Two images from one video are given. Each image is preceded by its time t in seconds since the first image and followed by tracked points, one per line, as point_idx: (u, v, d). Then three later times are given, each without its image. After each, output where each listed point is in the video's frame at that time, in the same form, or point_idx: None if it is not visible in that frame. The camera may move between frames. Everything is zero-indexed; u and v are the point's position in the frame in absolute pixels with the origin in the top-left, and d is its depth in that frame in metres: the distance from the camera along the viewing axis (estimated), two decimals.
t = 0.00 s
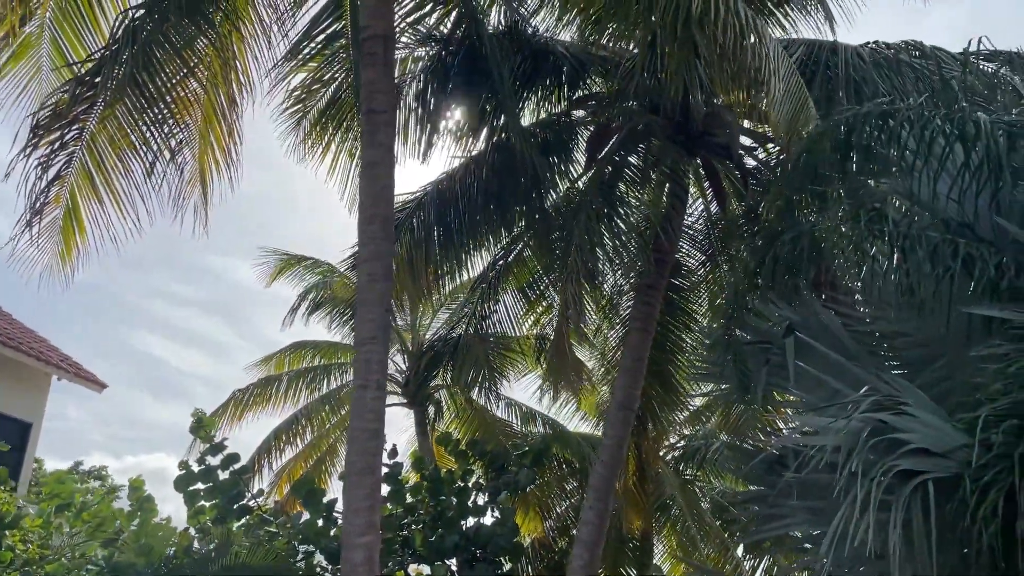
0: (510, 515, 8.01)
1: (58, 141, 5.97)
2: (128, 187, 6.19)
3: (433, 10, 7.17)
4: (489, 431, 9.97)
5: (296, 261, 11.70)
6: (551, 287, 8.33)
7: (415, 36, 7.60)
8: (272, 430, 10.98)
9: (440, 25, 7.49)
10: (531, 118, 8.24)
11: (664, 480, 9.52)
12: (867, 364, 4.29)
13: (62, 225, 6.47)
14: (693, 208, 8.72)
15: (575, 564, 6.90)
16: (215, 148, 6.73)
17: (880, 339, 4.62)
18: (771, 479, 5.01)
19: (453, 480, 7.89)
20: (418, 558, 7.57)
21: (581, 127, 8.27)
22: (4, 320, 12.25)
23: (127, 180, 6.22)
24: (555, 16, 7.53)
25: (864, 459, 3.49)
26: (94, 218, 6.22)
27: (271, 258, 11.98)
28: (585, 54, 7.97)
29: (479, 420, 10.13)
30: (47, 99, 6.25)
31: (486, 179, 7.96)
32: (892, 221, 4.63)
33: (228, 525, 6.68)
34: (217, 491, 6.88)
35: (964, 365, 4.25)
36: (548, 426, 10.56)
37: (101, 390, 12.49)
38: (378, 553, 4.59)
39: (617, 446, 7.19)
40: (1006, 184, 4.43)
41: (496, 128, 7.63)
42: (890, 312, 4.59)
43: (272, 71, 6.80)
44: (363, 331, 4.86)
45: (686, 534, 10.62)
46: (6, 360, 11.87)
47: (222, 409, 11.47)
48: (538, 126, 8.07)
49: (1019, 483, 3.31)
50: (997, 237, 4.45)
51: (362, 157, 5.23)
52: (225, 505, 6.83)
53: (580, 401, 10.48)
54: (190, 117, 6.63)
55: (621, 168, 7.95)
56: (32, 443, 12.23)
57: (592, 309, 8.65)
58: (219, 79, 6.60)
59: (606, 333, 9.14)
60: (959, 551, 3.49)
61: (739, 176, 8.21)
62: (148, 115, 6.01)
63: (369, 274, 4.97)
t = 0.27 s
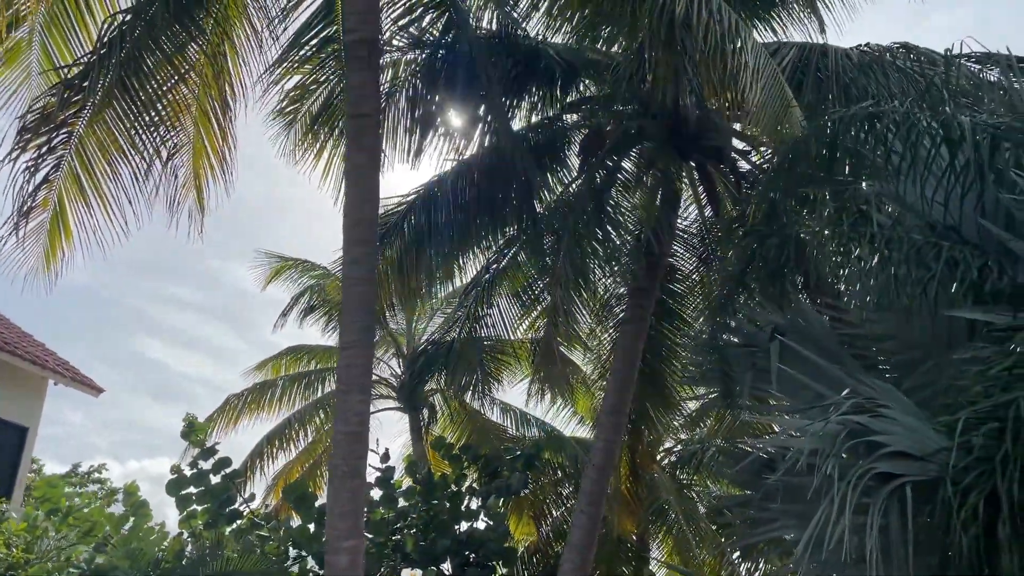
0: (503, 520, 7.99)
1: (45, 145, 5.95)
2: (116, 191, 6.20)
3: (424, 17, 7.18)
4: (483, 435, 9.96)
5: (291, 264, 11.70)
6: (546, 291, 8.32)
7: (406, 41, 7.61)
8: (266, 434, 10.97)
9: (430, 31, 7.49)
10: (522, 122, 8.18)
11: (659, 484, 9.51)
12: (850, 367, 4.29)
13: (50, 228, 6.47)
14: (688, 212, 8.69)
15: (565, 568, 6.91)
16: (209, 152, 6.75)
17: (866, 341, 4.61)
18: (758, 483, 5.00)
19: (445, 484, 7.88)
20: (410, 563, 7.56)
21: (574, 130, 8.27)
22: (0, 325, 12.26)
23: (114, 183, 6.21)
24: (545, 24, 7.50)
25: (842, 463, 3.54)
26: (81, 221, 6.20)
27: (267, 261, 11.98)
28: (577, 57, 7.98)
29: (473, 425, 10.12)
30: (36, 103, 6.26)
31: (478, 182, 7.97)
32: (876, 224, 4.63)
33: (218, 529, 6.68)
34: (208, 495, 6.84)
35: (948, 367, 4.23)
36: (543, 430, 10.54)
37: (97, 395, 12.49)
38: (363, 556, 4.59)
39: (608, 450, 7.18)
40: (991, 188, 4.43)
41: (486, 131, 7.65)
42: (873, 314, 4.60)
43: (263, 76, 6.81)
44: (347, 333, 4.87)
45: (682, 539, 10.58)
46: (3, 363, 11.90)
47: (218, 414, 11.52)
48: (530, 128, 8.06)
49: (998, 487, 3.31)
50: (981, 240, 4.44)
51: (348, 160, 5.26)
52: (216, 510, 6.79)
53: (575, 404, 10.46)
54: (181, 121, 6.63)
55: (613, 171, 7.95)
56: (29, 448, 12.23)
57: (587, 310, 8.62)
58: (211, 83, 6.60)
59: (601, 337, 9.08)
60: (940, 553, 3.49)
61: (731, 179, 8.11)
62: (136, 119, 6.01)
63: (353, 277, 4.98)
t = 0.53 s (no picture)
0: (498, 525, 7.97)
1: (38, 150, 5.94)
2: (108, 195, 6.19)
3: (418, 20, 7.17)
4: (480, 439, 9.94)
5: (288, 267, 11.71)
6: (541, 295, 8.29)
7: (401, 45, 7.61)
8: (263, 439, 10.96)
9: (424, 35, 7.47)
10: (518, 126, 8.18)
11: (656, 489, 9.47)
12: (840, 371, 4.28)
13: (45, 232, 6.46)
14: (685, 216, 8.66)
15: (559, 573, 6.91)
16: (209, 158, 6.76)
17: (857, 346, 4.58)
18: (750, 488, 4.98)
19: (440, 489, 7.86)
20: (404, 568, 7.54)
21: (569, 134, 8.27)
22: None
23: (108, 188, 6.20)
24: (539, 32, 7.48)
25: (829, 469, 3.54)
26: (74, 225, 6.19)
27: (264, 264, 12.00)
28: (572, 61, 7.97)
29: (470, 429, 10.10)
30: (29, 107, 6.25)
31: (472, 187, 7.97)
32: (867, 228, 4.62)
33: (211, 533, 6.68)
34: (202, 499, 6.80)
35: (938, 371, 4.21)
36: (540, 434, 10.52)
37: (95, 398, 12.49)
38: (352, 561, 4.59)
39: (602, 455, 7.17)
40: (975, 188, 4.43)
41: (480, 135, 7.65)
42: (864, 319, 4.58)
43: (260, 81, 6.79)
44: (337, 336, 4.87)
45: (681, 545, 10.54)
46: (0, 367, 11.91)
47: (214, 418, 11.54)
48: (525, 133, 8.06)
49: (985, 493, 3.30)
50: (969, 242, 4.42)
51: (338, 164, 5.26)
52: (209, 514, 6.76)
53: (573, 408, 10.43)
54: (177, 127, 6.62)
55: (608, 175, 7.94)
56: (27, 452, 12.23)
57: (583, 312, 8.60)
58: (207, 89, 6.59)
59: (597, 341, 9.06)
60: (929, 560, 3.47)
61: (728, 182, 8.13)
62: (130, 125, 6.01)
63: (344, 281, 4.98)
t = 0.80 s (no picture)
0: (498, 529, 7.95)
1: (42, 154, 5.95)
2: (112, 200, 6.19)
3: (420, 24, 7.17)
4: (481, 443, 9.94)
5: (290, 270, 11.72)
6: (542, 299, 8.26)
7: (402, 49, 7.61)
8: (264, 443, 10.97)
9: (424, 39, 7.47)
10: (517, 126, 8.17)
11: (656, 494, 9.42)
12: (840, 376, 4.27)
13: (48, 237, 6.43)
14: (686, 220, 8.65)
15: None
16: (213, 162, 6.74)
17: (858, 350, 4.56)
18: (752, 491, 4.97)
19: (441, 493, 7.84)
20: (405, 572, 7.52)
21: (569, 138, 8.26)
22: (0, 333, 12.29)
23: (112, 192, 6.20)
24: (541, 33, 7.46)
25: (829, 472, 3.54)
26: (77, 230, 6.19)
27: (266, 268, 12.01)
28: (573, 65, 7.98)
29: (471, 433, 10.10)
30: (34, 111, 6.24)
31: (472, 191, 7.96)
32: (868, 231, 4.61)
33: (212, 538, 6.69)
34: (202, 503, 6.81)
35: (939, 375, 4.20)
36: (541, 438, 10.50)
37: (96, 402, 12.49)
38: (351, 565, 4.58)
39: (603, 459, 7.15)
40: (980, 189, 4.40)
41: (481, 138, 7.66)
42: (865, 323, 4.57)
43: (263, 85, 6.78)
44: (337, 339, 4.87)
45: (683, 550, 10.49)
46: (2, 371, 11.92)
47: (216, 423, 11.54)
48: (526, 136, 8.07)
49: (986, 496, 3.29)
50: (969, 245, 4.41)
51: (337, 169, 5.26)
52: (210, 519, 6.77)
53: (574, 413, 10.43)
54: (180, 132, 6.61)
55: (608, 179, 7.93)
56: (28, 456, 12.23)
57: (584, 317, 8.61)
58: (211, 93, 6.59)
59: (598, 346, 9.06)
60: (929, 564, 3.46)
61: (729, 186, 8.12)
62: (133, 129, 6.01)
63: (343, 284, 4.98)
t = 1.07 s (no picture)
0: (503, 532, 7.94)
1: (53, 159, 5.93)
2: (123, 203, 6.19)
3: (428, 27, 7.17)
4: (485, 447, 9.93)
5: (293, 273, 11.72)
6: (547, 303, 8.25)
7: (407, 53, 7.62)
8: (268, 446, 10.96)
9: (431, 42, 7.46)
10: (522, 130, 8.11)
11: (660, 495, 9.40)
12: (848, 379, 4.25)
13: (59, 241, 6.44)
14: (689, 222, 8.64)
15: None
16: (220, 164, 6.72)
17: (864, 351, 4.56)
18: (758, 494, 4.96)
19: (446, 496, 7.83)
20: None
21: (573, 141, 8.27)
22: (4, 336, 12.30)
23: (122, 196, 6.19)
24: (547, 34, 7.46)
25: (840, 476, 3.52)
26: (88, 234, 6.19)
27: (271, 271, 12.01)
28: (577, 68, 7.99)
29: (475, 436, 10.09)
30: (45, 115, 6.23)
31: (476, 194, 7.96)
32: (876, 233, 4.58)
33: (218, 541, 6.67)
34: (206, 507, 6.77)
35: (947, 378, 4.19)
36: (545, 442, 10.49)
37: (100, 405, 12.49)
38: (358, 568, 4.57)
39: (608, 463, 7.13)
40: (997, 201, 4.41)
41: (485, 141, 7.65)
42: (872, 326, 4.57)
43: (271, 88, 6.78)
44: (344, 342, 4.88)
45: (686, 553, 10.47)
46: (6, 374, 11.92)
47: (220, 427, 11.52)
48: (530, 139, 8.07)
49: (998, 499, 3.29)
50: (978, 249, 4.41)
51: (343, 170, 5.28)
52: (214, 522, 6.73)
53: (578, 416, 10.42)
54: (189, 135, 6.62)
55: (611, 183, 7.92)
56: (32, 459, 12.23)
57: (587, 322, 8.61)
58: (218, 95, 6.56)
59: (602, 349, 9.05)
60: (940, 567, 3.46)
61: (732, 188, 8.04)
62: (144, 133, 5.96)
63: (350, 287, 4.98)
